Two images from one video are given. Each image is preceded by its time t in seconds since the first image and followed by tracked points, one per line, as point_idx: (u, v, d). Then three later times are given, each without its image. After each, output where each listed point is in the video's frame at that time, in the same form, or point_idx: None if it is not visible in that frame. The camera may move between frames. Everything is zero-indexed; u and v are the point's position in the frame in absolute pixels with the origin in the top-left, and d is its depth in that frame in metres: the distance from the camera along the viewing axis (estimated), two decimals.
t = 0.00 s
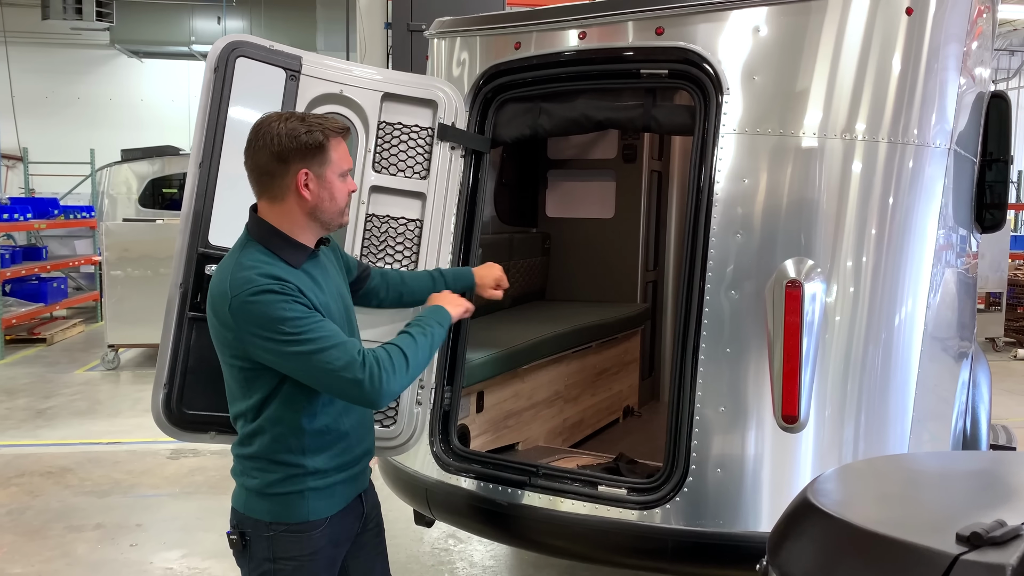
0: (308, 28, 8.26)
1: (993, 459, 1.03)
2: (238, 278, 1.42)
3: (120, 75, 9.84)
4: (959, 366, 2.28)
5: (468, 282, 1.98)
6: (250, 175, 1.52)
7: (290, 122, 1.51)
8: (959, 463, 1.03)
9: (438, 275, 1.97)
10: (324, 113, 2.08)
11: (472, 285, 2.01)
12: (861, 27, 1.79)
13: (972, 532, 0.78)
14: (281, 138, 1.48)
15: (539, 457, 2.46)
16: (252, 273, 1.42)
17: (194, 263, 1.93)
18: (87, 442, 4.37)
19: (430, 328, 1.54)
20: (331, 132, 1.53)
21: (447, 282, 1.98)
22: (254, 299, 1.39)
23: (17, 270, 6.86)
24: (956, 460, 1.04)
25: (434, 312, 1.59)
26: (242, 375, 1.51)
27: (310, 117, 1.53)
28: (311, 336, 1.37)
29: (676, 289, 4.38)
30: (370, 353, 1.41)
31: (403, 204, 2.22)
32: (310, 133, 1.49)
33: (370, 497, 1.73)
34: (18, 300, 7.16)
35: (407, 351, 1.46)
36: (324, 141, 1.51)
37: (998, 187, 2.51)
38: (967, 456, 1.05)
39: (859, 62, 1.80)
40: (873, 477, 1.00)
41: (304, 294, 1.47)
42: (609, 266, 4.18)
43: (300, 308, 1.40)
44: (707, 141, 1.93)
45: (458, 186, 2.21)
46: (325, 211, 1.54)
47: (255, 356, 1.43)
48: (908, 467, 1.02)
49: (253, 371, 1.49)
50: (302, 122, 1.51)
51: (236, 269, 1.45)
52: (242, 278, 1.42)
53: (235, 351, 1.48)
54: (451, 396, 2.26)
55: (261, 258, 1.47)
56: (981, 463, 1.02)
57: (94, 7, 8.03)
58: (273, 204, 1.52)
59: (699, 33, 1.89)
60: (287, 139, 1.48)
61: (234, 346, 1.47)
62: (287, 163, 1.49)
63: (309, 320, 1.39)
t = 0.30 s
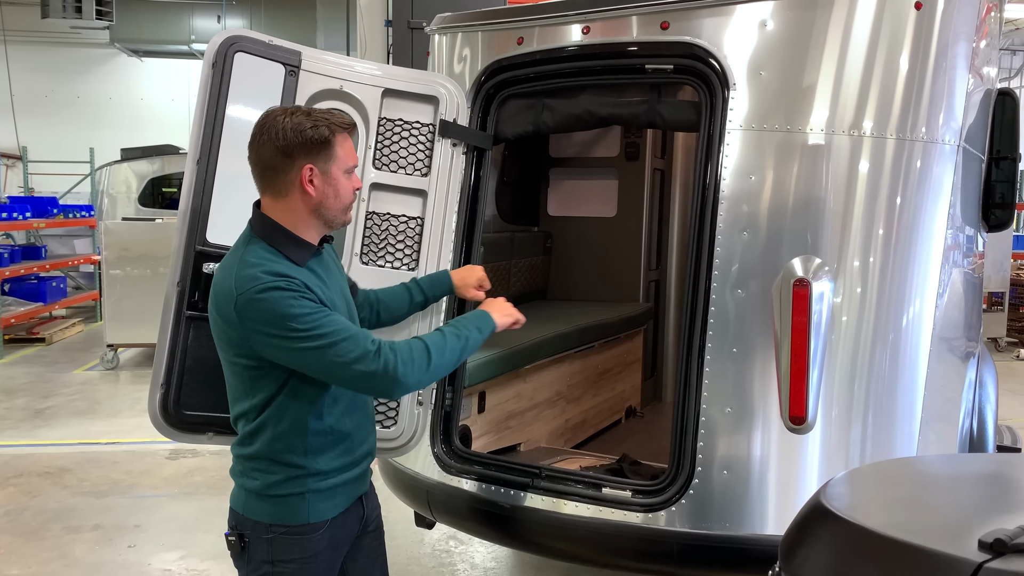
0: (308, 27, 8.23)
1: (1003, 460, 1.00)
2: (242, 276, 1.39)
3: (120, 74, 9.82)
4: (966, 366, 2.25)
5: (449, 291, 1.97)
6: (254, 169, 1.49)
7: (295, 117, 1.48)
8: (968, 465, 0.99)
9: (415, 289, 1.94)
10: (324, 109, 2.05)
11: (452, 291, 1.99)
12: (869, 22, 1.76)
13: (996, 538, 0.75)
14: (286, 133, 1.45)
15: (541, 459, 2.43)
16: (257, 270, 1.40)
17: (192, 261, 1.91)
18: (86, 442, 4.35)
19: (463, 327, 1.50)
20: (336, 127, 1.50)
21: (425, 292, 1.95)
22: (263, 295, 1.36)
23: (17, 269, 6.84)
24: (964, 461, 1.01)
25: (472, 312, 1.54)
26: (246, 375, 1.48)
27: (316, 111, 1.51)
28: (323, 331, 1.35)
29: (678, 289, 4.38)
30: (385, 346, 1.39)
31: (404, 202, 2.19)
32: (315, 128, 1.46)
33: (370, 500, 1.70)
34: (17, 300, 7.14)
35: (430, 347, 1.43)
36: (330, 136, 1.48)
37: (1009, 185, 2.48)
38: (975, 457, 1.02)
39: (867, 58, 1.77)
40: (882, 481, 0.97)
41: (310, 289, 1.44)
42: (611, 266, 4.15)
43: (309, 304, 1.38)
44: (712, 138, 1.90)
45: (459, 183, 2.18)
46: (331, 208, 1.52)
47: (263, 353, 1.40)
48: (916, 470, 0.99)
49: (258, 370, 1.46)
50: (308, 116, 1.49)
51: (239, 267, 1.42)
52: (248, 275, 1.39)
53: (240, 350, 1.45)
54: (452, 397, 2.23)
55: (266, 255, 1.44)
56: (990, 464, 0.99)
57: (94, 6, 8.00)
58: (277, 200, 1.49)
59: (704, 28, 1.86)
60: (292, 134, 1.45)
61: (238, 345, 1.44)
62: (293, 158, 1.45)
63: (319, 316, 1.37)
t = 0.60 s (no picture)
0: (307, 26, 8.20)
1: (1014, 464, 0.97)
2: (242, 276, 1.36)
3: (119, 73, 9.79)
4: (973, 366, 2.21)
5: (434, 299, 1.91)
6: (252, 166, 1.45)
7: (295, 112, 1.44)
8: (976, 470, 0.96)
9: (396, 298, 1.86)
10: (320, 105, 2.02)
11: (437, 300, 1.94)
12: (875, 16, 1.73)
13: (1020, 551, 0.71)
14: (286, 129, 1.41)
15: (541, 461, 2.40)
16: (257, 269, 1.36)
17: (185, 260, 1.88)
18: (83, 443, 4.31)
19: (481, 324, 1.46)
20: (336, 123, 1.47)
21: (406, 301, 1.88)
22: (267, 292, 1.32)
23: (14, 269, 6.80)
24: (972, 466, 0.97)
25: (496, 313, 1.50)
26: (246, 377, 1.44)
27: (315, 107, 1.47)
28: (331, 324, 1.32)
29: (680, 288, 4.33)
30: (398, 337, 1.36)
31: (402, 200, 2.16)
32: (316, 124, 1.43)
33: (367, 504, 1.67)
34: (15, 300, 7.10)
35: (446, 340, 1.40)
36: (330, 133, 1.45)
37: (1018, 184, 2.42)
38: (984, 461, 0.98)
39: (874, 53, 1.73)
40: (892, 487, 0.93)
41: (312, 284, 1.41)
42: (612, 265, 4.11)
43: (313, 299, 1.35)
44: (716, 134, 1.86)
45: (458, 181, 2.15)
46: (331, 206, 1.49)
47: (267, 352, 1.36)
48: (930, 475, 0.95)
49: (257, 372, 1.42)
50: (308, 112, 1.45)
51: (238, 267, 1.38)
52: (249, 275, 1.35)
53: (241, 351, 1.41)
54: (451, 398, 2.20)
55: (265, 254, 1.41)
56: (999, 468, 0.96)
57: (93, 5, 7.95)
58: (276, 198, 1.45)
59: (707, 22, 1.83)
60: (291, 130, 1.41)
61: (240, 345, 1.41)
62: (293, 155, 1.42)
63: (326, 310, 1.34)
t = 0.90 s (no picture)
0: (307, 26, 8.17)
1: (1022, 475, 0.93)
2: (231, 278, 1.33)
3: (118, 73, 9.77)
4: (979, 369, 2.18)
5: (420, 327, 1.85)
6: (247, 170, 1.43)
7: (289, 113, 1.41)
8: (982, 481, 0.92)
9: (384, 320, 1.83)
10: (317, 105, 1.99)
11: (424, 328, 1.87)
12: (880, 16, 1.70)
13: None
14: (280, 132, 1.39)
15: (541, 466, 2.37)
16: (248, 273, 1.33)
17: (180, 264, 1.85)
18: (80, 446, 4.29)
19: (449, 378, 1.37)
20: (333, 123, 1.44)
21: (394, 325, 1.85)
22: (246, 307, 1.29)
23: (12, 270, 6.78)
24: (979, 477, 0.93)
25: (465, 363, 1.41)
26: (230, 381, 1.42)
27: (309, 106, 1.44)
28: (299, 355, 1.27)
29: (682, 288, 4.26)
30: (360, 383, 1.29)
31: (399, 202, 2.14)
32: (310, 125, 1.40)
33: (364, 513, 1.65)
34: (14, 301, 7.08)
35: (407, 394, 1.32)
36: (326, 133, 1.42)
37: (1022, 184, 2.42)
38: (990, 473, 0.95)
39: (878, 52, 1.71)
40: (900, 499, 0.90)
41: (302, 302, 1.36)
42: (612, 267, 4.09)
43: (293, 319, 1.30)
44: (718, 136, 1.84)
45: (456, 184, 2.12)
46: (329, 207, 1.46)
47: (240, 363, 1.34)
48: (938, 486, 0.92)
49: (241, 379, 1.40)
50: (302, 112, 1.42)
51: (229, 268, 1.36)
52: (237, 279, 1.32)
53: (224, 357, 1.39)
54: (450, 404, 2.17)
55: (258, 258, 1.38)
56: (1006, 478, 0.92)
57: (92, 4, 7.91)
58: (272, 201, 1.43)
59: (710, 21, 1.80)
60: (286, 133, 1.39)
61: (222, 350, 1.38)
62: (289, 157, 1.40)
63: (300, 335, 1.29)
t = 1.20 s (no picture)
0: (306, 27, 8.14)
1: None
2: (212, 281, 1.30)
3: (117, 74, 9.74)
4: (982, 372, 2.16)
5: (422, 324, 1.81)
6: (235, 172, 1.41)
7: (278, 116, 1.38)
8: (987, 491, 0.89)
9: (384, 319, 1.80)
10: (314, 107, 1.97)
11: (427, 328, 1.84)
12: (883, 16, 1.68)
13: None
14: (265, 136, 1.36)
15: (540, 471, 2.35)
16: (228, 279, 1.29)
17: (174, 268, 1.83)
18: (77, 449, 4.26)
19: (385, 432, 1.33)
20: (323, 130, 1.40)
21: (396, 324, 1.82)
22: (214, 317, 1.26)
23: (11, 271, 6.75)
24: (985, 488, 0.90)
25: (405, 417, 1.36)
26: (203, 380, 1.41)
27: (300, 110, 1.40)
28: (249, 381, 1.24)
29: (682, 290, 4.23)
30: (297, 425, 1.25)
31: (397, 204, 2.11)
32: (298, 131, 1.36)
33: (357, 522, 1.63)
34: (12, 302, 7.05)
35: (340, 445, 1.29)
36: (314, 140, 1.38)
37: None
38: (995, 483, 0.92)
39: (882, 53, 1.68)
40: (906, 511, 0.88)
41: (280, 320, 1.33)
42: (612, 269, 4.07)
43: (258, 338, 1.26)
44: (720, 137, 1.81)
45: (454, 186, 2.10)
46: (315, 215, 1.42)
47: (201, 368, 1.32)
48: (945, 496, 0.90)
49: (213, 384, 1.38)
50: (291, 116, 1.38)
51: (213, 270, 1.33)
52: (216, 284, 1.29)
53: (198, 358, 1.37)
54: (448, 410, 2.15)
55: (242, 264, 1.34)
56: (1011, 489, 0.89)
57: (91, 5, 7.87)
58: (259, 206, 1.41)
59: (711, 22, 1.78)
60: (271, 137, 1.35)
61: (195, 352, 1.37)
62: (274, 163, 1.37)
63: (258, 358, 1.25)
